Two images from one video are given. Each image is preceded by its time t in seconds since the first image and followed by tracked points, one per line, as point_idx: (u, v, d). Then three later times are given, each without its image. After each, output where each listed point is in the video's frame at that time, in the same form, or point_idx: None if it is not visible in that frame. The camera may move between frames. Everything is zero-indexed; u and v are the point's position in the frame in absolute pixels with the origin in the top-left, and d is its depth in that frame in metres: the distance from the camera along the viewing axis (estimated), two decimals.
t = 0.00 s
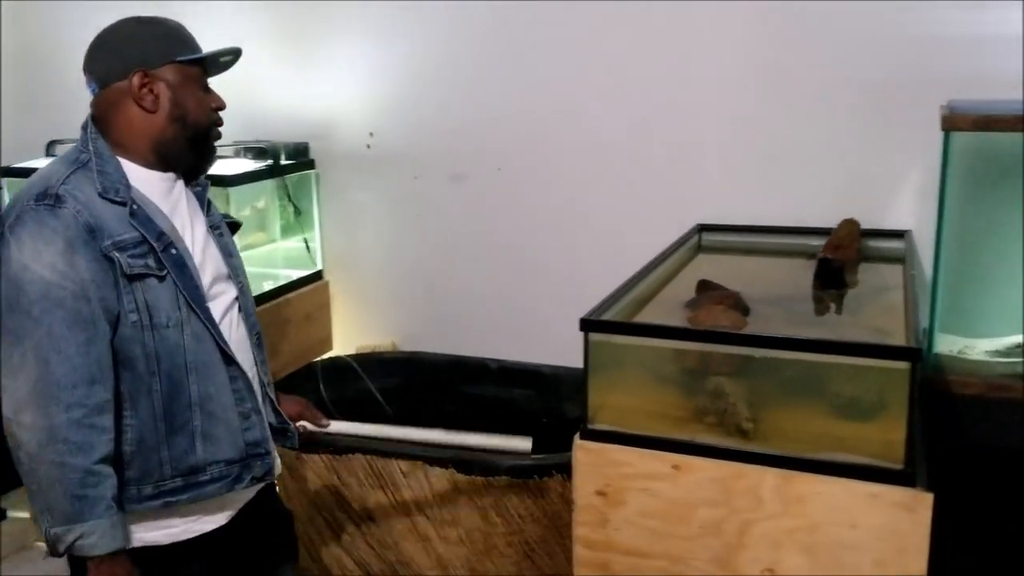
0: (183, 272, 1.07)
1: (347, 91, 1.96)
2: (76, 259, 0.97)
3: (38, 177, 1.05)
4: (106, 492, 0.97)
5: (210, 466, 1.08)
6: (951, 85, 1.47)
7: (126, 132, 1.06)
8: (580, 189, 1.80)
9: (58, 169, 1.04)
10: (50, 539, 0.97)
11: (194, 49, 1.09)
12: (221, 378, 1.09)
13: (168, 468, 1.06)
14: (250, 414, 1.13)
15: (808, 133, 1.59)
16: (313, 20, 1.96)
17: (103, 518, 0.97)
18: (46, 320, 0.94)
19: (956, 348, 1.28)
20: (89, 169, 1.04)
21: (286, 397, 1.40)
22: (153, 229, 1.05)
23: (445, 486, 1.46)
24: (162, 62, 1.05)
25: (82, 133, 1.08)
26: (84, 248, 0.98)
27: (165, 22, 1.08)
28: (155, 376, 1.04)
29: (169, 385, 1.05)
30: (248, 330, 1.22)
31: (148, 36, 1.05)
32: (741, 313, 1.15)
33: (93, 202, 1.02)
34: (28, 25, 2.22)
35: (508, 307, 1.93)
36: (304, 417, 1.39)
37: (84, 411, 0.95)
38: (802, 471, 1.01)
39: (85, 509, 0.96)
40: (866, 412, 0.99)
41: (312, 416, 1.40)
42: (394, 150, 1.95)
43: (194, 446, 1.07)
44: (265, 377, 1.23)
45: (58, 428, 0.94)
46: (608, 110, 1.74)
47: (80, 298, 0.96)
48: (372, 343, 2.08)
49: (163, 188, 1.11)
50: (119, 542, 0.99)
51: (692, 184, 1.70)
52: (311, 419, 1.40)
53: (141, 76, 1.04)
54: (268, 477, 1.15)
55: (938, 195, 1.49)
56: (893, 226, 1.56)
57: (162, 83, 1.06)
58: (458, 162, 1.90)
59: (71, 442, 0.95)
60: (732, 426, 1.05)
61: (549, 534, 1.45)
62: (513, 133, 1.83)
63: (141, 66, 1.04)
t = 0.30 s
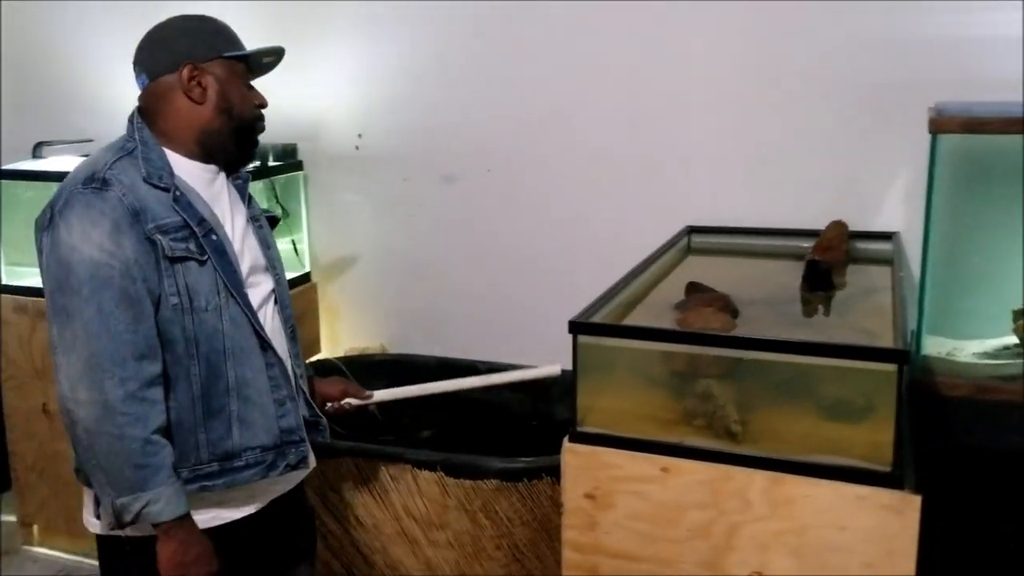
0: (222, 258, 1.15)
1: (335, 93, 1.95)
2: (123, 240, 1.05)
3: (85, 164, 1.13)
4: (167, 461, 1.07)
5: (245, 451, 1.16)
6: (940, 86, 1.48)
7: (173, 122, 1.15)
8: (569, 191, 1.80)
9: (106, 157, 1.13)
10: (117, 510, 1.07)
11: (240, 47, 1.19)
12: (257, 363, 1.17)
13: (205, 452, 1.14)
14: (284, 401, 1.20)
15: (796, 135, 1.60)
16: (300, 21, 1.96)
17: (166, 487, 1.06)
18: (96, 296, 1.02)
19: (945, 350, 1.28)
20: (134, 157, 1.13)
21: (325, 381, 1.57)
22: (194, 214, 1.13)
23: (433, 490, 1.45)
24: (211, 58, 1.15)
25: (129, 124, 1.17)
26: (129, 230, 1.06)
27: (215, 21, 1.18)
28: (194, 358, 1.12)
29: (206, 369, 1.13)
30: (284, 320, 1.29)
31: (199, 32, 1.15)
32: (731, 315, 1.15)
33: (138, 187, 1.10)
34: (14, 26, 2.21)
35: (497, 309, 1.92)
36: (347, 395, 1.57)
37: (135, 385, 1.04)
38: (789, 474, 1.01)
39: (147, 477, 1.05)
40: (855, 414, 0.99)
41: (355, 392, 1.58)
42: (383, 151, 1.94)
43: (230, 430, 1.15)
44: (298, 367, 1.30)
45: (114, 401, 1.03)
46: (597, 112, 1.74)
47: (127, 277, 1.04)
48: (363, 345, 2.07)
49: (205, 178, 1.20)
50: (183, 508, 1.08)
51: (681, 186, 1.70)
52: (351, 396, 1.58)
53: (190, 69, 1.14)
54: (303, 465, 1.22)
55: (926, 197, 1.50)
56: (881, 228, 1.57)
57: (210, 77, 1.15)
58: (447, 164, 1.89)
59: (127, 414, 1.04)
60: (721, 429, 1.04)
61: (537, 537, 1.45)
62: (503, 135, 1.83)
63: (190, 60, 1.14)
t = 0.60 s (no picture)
0: (241, 253, 1.18)
1: (309, 95, 1.94)
2: (147, 231, 1.08)
3: (112, 158, 1.16)
4: (182, 448, 1.08)
5: (257, 444, 1.18)
6: (911, 91, 1.49)
7: (200, 122, 1.19)
8: (545, 194, 1.80)
9: (132, 152, 1.15)
10: (132, 494, 1.08)
11: (266, 54, 1.22)
12: (272, 357, 1.19)
13: (219, 443, 1.16)
14: (297, 396, 1.22)
15: (769, 139, 1.61)
16: (272, 23, 1.94)
17: (180, 471, 1.08)
18: (122, 284, 1.05)
19: (918, 351, 1.30)
20: (160, 154, 1.16)
21: (347, 375, 1.54)
22: (216, 210, 1.16)
23: (410, 494, 1.45)
24: (239, 62, 1.18)
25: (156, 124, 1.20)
26: (154, 222, 1.09)
27: (243, 27, 1.21)
28: (211, 350, 1.15)
29: (223, 362, 1.16)
30: (298, 321, 1.31)
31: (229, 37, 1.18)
32: (705, 318, 1.15)
33: (163, 181, 1.13)
34: None
35: (473, 312, 1.92)
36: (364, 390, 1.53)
37: (157, 371, 1.06)
38: (764, 475, 1.01)
39: (164, 464, 1.07)
40: (827, 416, 0.99)
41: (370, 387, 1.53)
42: (358, 154, 1.94)
43: (243, 422, 1.17)
44: (310, 367, 1.33)
45: (134, 387, 1.05)
46: (573, 115, 1.74)
47: (152, 267, 1.07)
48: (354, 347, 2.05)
49: (229, 180, 1.23)
50: (196, 494, 1.10)
51: (656, 189, 1.71)
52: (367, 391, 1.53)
53: (220, 72, 1.17)
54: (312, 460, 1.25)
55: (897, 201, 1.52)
56: (854, 231, 1.58)
57: (238, 80, 1.18)
58: (423, 167, 1.89)
59: (147, 400, 1.06)
60: (696, 431, 1.05)
61: (513, 540, 1.45)
62: (478, 138, 1.83)
63: (220, 63, 1.17)
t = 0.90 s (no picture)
0: (222, 257, 1.17)
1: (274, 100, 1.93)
2: (127, 232, 1.07)
3: (99, 161, 1.15)
4: (154, 446, 1.07)
5: (234, 447, 1.17)
6: (871, 94, 1.52)
7: (193, 130, 1.19)
8: (512, 198, 1.80)
9: (118, 155, 1.15)
10: (102, 491, 1.07)
11: (262, 66, 1.23)
12: (251, 362, 1.18)
13: (194, 444, 1.15)
14: (277, 401, 1.21)
15: (734, 142, 1.62)
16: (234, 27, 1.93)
17: (153, 469, 1.06)
18: (98, 283, 1.04)
19: (881, 352, 1.31)
20: (147, 158, 1.15)
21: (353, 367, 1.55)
22: (199, 214, 1.15)
23: (379, 500, 1.44)
24: (234, 72, 1.19)
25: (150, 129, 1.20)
26: (133, 223, 1.08)
27: (239, 38, 1.22)
28: (188, 352, 1.13)
29: (201, 364, 1.15)
30: (284, 328, 1.30)
31: (226, 49, 1.19)
32: (672, 321, 1.16)
33: (146, 184, 1.12)
34: None
35: (441, 317, 1.92)
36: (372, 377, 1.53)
37: (130, 370, 1.05)
38: (731, 477, 1.02)
39: (135, 461, 1.06)
40: (793, 417, 1.00)
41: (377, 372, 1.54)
42: (324, 159, 1.93)
43: (220, 425, 1.16)
44: (298, 374, 1.31)
45: (107, 385, 1.04)
46: (540, 119, 1.75)
47: (129, 268, 1.06)
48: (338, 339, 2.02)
49: (218, 186, 1.23)
50: (169, 492, 1.09)
51: (623, 193, 1.72)
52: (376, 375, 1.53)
53: (215, 81, 1.17)
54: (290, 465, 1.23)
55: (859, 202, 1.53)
56: (818, 233, 1.60)
57: (233, 90, 1.18)
58: (389, 171, 1.89)
59: (122, 398, 1.05)
60: (664, 434, 1.05)
61: (483, 545, 1.45)
62: (445, 142, 1.83)
63: (215, 72, 1.17)
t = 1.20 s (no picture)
0: (224, 259, 1.17)
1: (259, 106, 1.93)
2: (126, 237, 1.06)
3: (98, 165, 1.15)
4: (141, 456, 1.06)
5: (239, 448, 1.16)
6: (856, 92, 1.52)
7: (187, 132, 1.18)
8: (500, 201, 1.80)
9: (118, 160, 1.15)
10: (87, 497, 1.06)
11: (254, 66, 1.21)
12: (254, 363, 1.18)
13: (200, 446, 1.14)
14: (280, 402, 1.21)
15: (720, 142, 1.62)
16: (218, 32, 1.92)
17: (136, 480, 1.05)
18: (97, 290, 1.03)
19: (870, 349, 1.32)
20: (146, 162, 1.15)
21: (368, 330, 1.47)
22: (199, 217, 1.15)
23: (370, 506, 1.44)
24: (227, 74, 1.17)
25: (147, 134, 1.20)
26: (133, 228, 1.07)
27: (232, 39, 1.20)
28: (192, 354, 1.13)
29: (204, 366, 1.14)
30: (285, 331, 1.29)
31: (218, 50, 1.17)
32: (660, 322, 1.16)
33: (146, 188, 1.12)
34: None
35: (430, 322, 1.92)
36: (392, 335, 1.46)
37: (125, 378, 1.04)
38: (721, 477, 1.02)
39: (119, 470, 1.04)
40: (782, 416, 1.00)
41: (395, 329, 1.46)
42: (310, 164, 1.92)
43: (224, 426, 1.16)
44: (299, 377, 1.30)
45: (102, 391, 1.03)
46: (527, 121, 1.74)
47: (129, 274, 1.05)
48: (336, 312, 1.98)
49: (216, 190, 1.22)
50: (150, 504, 1.07)
51: (610, 195, 1.72)
52: (395, 331, 1.46)
53: (207, 83, 1.16)
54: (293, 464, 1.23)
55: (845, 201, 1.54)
56: (804, 232, 1.60)
57: (225, 91, 1.17)
58: (376, 176, 1.88)
59: (117, 405, 1.04)
60: (653, 435, 1.05)
61: (474, 548, 1.45)
62: (432, 145, 1.82)
63: (207, 74, 1.16)
